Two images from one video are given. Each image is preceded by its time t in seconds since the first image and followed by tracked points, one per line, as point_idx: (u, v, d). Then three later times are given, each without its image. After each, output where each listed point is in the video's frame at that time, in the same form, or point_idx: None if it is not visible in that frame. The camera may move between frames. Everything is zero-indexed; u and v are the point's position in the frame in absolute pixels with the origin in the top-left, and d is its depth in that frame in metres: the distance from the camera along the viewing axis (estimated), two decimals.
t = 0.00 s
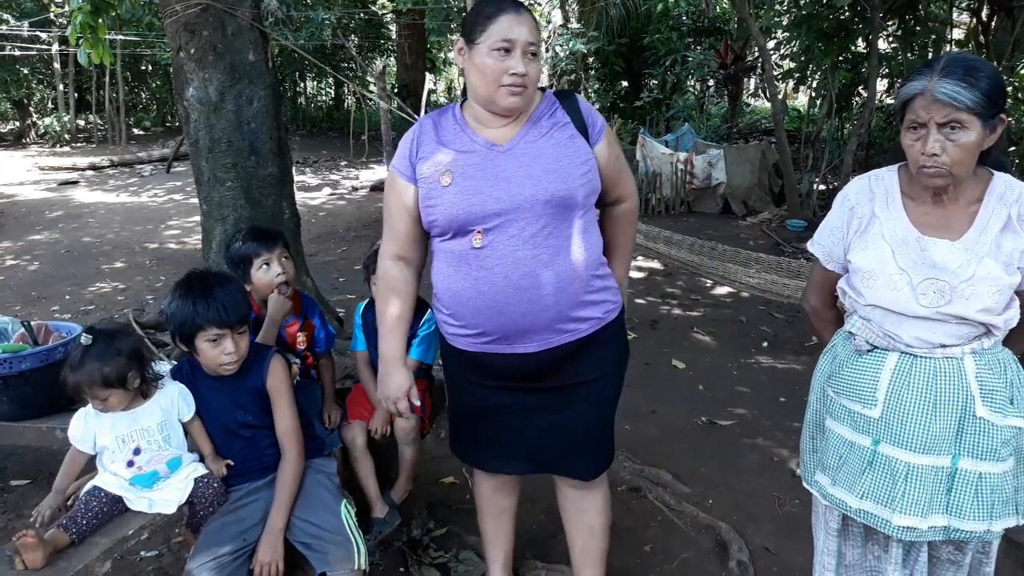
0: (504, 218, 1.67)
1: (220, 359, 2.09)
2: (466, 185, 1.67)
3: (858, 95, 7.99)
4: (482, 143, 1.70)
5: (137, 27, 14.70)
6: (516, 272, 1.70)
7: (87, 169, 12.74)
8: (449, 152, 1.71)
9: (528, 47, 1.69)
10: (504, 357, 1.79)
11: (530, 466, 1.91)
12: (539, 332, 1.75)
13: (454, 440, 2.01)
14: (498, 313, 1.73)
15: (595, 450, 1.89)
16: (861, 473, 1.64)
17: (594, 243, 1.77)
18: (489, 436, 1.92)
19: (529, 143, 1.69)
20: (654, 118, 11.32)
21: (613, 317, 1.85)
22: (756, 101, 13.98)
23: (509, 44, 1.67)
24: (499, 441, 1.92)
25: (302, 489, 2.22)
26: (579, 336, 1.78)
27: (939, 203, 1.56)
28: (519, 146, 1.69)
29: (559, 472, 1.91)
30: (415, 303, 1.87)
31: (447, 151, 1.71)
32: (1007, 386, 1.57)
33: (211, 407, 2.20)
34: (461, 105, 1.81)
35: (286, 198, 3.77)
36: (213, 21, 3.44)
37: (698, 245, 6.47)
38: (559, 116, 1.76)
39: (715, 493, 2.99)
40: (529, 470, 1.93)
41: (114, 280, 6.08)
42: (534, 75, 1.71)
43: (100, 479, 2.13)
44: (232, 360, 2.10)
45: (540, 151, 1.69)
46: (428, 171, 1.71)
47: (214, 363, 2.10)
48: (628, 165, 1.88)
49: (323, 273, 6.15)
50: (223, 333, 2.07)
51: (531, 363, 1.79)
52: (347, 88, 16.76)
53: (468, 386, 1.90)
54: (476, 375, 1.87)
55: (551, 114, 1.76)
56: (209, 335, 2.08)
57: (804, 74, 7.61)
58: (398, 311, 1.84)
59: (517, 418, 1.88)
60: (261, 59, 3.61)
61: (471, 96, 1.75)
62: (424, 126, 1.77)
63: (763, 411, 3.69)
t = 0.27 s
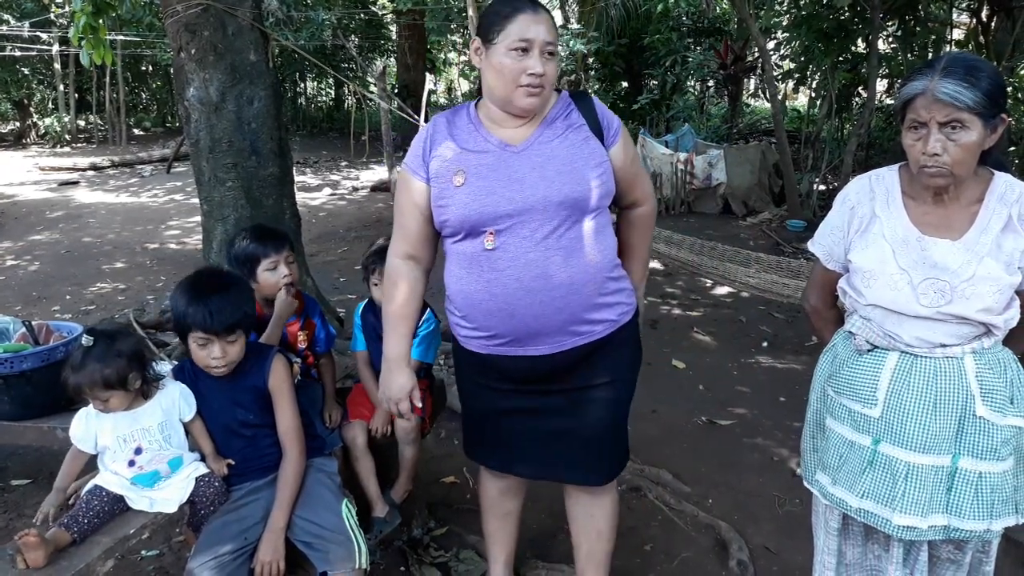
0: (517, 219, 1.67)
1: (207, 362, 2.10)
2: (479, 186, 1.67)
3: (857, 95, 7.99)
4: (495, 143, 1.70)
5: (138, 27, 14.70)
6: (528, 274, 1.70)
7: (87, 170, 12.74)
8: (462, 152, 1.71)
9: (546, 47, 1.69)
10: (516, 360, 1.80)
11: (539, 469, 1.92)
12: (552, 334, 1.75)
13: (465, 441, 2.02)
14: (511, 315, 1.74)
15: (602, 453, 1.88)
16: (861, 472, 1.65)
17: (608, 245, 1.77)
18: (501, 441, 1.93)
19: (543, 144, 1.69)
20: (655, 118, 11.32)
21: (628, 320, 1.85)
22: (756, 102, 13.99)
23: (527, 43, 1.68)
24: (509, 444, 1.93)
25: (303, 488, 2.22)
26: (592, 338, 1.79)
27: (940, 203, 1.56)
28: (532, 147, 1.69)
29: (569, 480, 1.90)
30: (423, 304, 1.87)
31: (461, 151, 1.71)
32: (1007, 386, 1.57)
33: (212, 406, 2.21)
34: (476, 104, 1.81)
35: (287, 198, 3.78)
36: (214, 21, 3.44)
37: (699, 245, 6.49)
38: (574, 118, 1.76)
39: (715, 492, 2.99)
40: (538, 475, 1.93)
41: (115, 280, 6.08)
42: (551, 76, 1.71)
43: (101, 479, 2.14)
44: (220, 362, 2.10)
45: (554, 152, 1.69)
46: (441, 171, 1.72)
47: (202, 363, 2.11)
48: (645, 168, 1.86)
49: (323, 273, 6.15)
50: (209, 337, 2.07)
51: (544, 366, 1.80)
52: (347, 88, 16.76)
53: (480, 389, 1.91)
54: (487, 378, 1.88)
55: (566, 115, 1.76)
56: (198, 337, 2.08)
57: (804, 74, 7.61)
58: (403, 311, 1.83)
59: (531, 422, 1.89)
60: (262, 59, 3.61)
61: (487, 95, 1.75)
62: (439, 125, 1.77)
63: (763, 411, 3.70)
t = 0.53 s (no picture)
0: (518, 221, 1.67)
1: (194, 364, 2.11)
2: (480, 188, 1.68)
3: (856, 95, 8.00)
4: (496, 145, 1.70)
5: (136, 28, 14.70)
6: (531, 276, 1.70)
7: (85, 170, 12.74)
8: (463, 154, 1.71)
9: (544, 47, 1.69)
10: (520, 362, 1.80)
11: (543, 471, 1.92)
12: (556, 335, 1.76)
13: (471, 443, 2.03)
14: (515, 318, 1.74)
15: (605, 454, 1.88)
16: (858, 471, 1.65)
17: (612, 245, 1.76)
18: (507, 442, 1.94)
19: (544, 145, 1.69)
20: (653, 118, 11.33)
21: (634, 319, 1.85)
22: (755, 102, 13.99)
23: (525, 44, 1.68)
24: (515, 446, 1.93)
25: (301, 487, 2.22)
26: (598, 339, 1.79)
27: (937, 202, 1.56)
28: (533, 148, 1.69)
29: (574, 483, 1.90)
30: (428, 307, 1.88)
31: (462, 153, 1.71)
32: (1005, 385, 1.57)
33: (210, 406, 2.21)
34: (476, 106, 1.81)
35: (285, 198, 3.78)
36: (212, 21, 3.44)
37: (697, 245, 6.50)
38: (575, 118, 1.76)
39: (713, 492, 2.99)
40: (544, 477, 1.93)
41: (113, 280, 6.07)
42: (550, 76, 1.71)
43: (100, 478, 2.14)
44: (207, 364, 2.12)
45: (555, 153, 1.69)
46: (442, 173, 1.72)
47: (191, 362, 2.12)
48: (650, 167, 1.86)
49: (322, 273, 6.15)
50: (194, 340, 2.07)
51: (549, 367, 1.80)
52: (346, 89, 16.76)
53: (486, 392, 1.91)
54: (493, 381, 1.88)
55: (567, 115, 1.75)
56: (185, 339, 2.09)
57: (802, 75, 7.62)
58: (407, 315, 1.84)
59: (537, 424, 1.89)
60: (260, 60, 3.61)
61: (487, 97, 1.75)
62: (439, 127, 1.77)
63: (761, 411, 3.70)
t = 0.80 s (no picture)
0: (510, 224, 1.67)
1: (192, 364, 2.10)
2: (472, 190, 1.68)
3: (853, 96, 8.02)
4: (489, 147, 1.70)
5: (134, 29, 14.70)
6: (523, 279, 1.70)
7: (83, 172, 12.73)
8: (455, 156, 1.72)
9: (537, 48, 1.69)
10: (517, 362, 1.80)
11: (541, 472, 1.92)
12: (550, 337, 1.76)
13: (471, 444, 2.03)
14: (511, 321, 1.74)
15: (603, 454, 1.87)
16: (855, 471, 1.65)
17: (607, 246, 1.75)
18: (505, 443, 1.94)
19: (536, 147, 1.69)
20: (651, 119, 11.35)
21: (632, 319, 1.84)
22: (753, 103, 14.02)
23: (518, 45, 1.68)
24: (513, 447, 1.93)
25: (297, 488, 2.22)
26: (593, 341, 1.78)
27: (934, 201, 1.56)
28: (525, 150, 1.69)
29: (570, 484, 1.89)
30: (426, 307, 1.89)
31: (454, 156, 1.72)
32: (1002, 385, 1.57)
33: (206, 407, 2.20)
34: (471, 108, 1.81)
35: (282, 199, 3.77)
36: (209, 22, 3.44)
37: (695, 245, 6.51)
38: (570, 118, 1.75)
39: (711, 492, 2.99)
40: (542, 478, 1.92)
41: (111, 282, 6.07)
42: (544, 76, 1.70)
43: (96, 478, 2.14)
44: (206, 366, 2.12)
45: (548, 154, 1.68)
46: (435, 176, 1.73)
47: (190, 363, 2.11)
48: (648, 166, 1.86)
49: (320, 274, 6.15)
50: (189, 343, 2.06)
51: (546, 369, 1.80)
52: (344, 90, 16.76)
53: (485, 392, 1.91)
54: (491, 381, 1.88)
55: (562, 116, 1.75)
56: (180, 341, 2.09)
57: (800, 75, 7.63)
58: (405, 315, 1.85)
59: (535, 425, 1.89)
60: (257, 60, 3.61)
61: (480, 97, 1.75)
62: (434, 129, 1.78)
63: (758, 411, 3.70)
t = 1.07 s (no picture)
0: (504, 223, 1.67)
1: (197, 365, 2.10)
2: (467, 189, 1.68)
3: (853, 97, 8.03)
4: (486, 146, 1.71)
5: (134, 30, 14.70)
6: (516, 278, 1.70)
7: (83, 172, 12.72)
8: (452, 154, 1.72)
9: (536, 47, 1.69)
10: (514, 363, 1.80)
11: (538, 472, 1.91)
12: (544, 337, 1.76)
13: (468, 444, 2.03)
14: (504, 320, 1.75)
15: (601, 455, 1.87)
16: (855, 472, 1.65)
17: (602, 248, 1.75)
18: (500, 442, 1.94)
19: (532, 147, 1.69)
20: (651, 120, 11.37)
21: (627, 322, 1.84)
22: (752, 104, 14.02)
23: (517, 44, 1.68)
24: (510, 446, 1.93)
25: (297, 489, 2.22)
26: (586, 342, 1.78)
27: (934, 201, 1.56)
28: (521, 150, 1.68)
29: (567, 484, 1.89)
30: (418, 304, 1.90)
31: (451, 154, 1.72)
32: (1001, 385, 1.57)
33: (206, 408, 2.20)
34: (471, 106, 1.82)
35: (281, 200, 3.77)
36: (208, 23, 3.44)
37: (694, 245, 6.51)
38: (568, 118, 1.75)
39: (711, 492, 2.99)
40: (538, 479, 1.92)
41: (110, 282, 6.06)
42: (543, 76, 1.70)
43: (96, 478, 2.13)
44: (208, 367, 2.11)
45: (543, 154, 1.68)
46: (431, 174, 1.73)
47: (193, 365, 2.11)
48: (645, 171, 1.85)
49: (320, 275, 6.15)
50: (195, 345, 2.06)
51: (540, 369, 1.80)
52: (343, 91, 16.77)
53: (482, 391, 1.91)
54: (488, 381, 1.88)
55: (561, 116, 1.75)
56: (184, 344, 2.08)
57: (800, 76, 7.64)
58: (395, 310, 1.86)
59: (532, 425, 1.89)
60: (257, 61, 3.61)
61: (479, 96, 1.75)
62: (432, 126, 1.78)
63: (758, 411, 3.70)
